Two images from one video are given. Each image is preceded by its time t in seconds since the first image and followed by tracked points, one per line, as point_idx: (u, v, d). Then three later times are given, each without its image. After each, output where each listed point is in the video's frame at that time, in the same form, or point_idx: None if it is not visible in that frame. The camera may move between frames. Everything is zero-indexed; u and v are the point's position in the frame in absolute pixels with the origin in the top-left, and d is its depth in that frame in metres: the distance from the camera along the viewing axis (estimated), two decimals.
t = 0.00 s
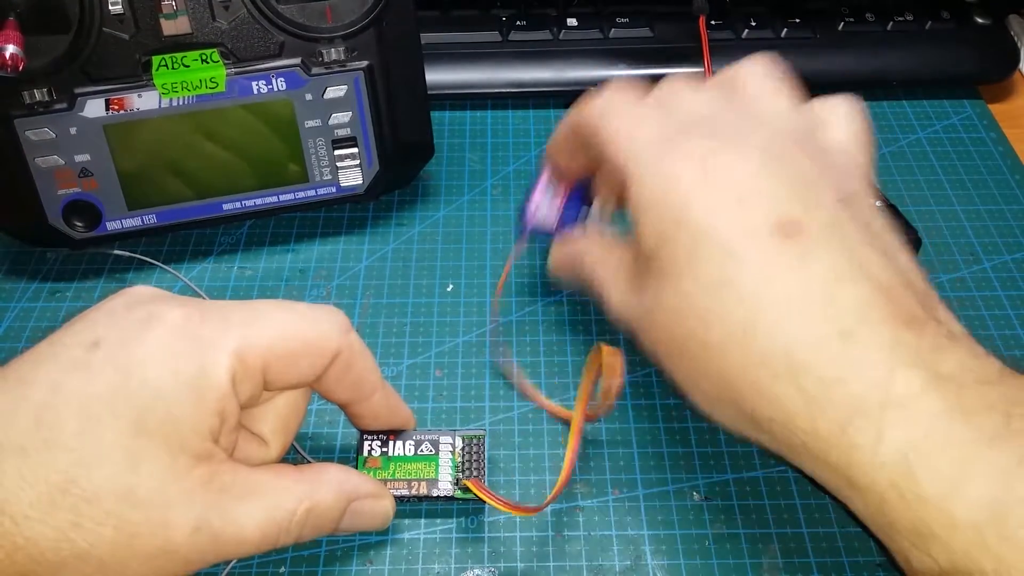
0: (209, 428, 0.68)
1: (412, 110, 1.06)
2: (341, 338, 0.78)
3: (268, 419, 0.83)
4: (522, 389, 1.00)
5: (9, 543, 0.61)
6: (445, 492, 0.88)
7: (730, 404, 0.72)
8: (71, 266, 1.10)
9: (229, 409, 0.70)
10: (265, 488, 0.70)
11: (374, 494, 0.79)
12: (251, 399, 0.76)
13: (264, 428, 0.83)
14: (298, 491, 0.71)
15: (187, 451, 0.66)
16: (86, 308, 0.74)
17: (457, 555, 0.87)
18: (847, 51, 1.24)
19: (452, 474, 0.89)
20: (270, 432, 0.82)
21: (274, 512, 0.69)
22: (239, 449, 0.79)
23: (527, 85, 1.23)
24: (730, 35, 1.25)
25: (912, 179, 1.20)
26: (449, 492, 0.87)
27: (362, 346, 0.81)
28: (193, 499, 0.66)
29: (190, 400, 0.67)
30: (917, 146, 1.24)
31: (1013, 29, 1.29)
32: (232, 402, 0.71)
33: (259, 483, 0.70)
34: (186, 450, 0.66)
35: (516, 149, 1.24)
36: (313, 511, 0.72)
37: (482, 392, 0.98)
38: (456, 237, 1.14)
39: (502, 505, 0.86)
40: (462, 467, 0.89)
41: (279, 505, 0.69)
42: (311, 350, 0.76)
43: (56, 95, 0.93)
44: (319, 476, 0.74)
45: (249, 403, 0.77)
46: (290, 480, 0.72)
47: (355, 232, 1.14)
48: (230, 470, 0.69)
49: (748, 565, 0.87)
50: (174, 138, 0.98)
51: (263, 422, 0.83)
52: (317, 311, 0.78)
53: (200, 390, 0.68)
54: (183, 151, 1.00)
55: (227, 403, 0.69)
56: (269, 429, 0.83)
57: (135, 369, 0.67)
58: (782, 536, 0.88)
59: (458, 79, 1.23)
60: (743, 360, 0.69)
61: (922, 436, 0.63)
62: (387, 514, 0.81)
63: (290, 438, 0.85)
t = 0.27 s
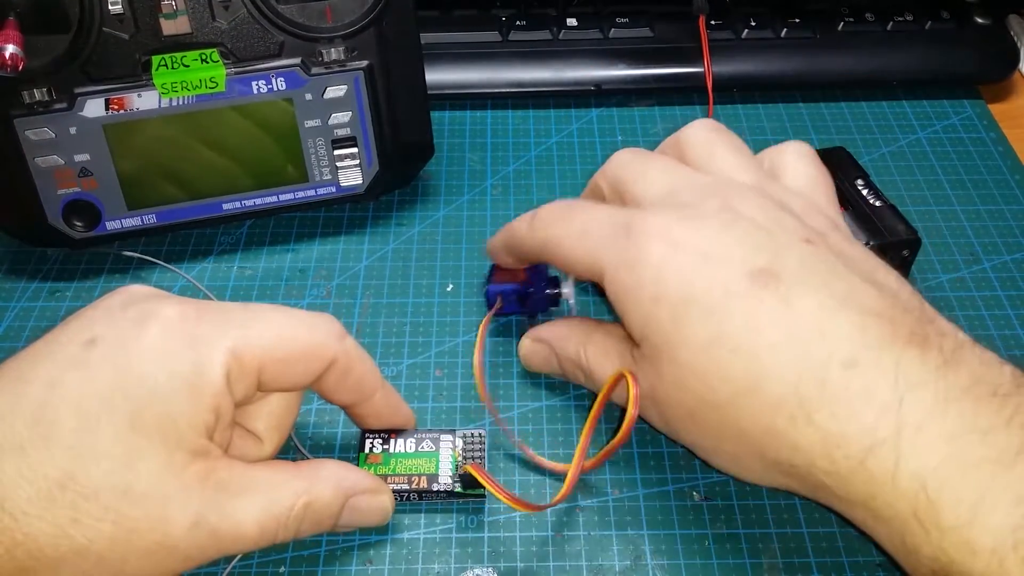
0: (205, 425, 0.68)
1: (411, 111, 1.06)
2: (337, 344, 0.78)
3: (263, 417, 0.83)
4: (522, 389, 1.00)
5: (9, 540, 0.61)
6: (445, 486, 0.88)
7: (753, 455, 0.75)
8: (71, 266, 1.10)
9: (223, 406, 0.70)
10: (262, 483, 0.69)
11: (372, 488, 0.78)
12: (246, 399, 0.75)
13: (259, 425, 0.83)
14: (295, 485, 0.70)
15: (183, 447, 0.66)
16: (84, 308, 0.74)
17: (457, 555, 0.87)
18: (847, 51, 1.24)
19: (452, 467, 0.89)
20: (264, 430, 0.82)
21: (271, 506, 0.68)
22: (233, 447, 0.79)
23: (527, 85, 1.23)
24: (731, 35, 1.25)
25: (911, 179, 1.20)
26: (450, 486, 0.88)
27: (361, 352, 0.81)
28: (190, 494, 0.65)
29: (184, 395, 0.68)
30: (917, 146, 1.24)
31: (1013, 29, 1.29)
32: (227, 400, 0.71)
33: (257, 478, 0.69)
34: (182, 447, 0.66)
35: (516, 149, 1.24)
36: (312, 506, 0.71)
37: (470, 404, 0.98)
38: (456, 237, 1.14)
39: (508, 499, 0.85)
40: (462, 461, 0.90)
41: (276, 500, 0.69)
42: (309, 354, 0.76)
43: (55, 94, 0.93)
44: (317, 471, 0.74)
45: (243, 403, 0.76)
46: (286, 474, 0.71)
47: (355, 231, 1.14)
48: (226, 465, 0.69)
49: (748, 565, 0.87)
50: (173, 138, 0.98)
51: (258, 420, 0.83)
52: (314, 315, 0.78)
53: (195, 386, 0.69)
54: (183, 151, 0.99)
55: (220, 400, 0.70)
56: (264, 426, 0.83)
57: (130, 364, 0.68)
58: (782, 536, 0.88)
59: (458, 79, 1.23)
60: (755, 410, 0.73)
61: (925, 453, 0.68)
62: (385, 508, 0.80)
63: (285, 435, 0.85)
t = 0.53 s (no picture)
0: (200, 419, 0.68)
1: (411, 111, 1.06)
2: (330, 340, 0.80)
3: (257, 410, 0.83)
4: (522, 389, 1.00)
5: (8, 537, 0.62)
6: (441, 471, 0.89)
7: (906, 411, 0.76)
8: (71, 266, 1.10)
9: (219, 401, 0.71)
10: (257, 473, 0.69)
11: (367, 477, 0.78)
12: (239, 393, 0.76)
13: (252, 419, 0.83)
14: (291, 475, 0.70)
15: (181, 443, 0.66)
16: (78, 308, 0.74)
17: (456, 555, 0.87)
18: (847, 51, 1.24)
19: (447, 454, 0.90)
20: (257, 422, 0.83)
21: (268, 497, 0.68)
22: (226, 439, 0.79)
23: (527, 85, 1.23)
24: (730, 36, 1.25)
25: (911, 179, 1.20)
26: (445, 471, 0.89)
27: (355, 346, 0.83)
28: (186, 488, 0.65)
29: (181, 391, 0.68)
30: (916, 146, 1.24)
31: (1013, 29, 1.29)
32: (222, 395, 0.71)
33: (253, 470, 0.69)
34: (179, 440, 0.66)
35: (516, 150, 1.24)
36: (309, 497, 0.71)
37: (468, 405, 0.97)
38: (456, 237, 1.14)
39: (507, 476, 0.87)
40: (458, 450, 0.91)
41: (272, 491, 0.69)
42: (302, 350, 0.77)
43: (56, 95, 0.93)
44: (312, 461, 0.74)
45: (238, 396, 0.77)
46: (281, 465, 0.71)
47: (355, 231, 1.14)
48: (223, 458, 0.69)
49: (748, 565, 0.86)
50: (172, 137, 0.98)
51: (251, 414, 0.83)
52: (307, 313, 0.80)
53: (190, 382, 0.69)
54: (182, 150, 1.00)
55: (215, 394, 0.70)
56: (257, 419, 0.83)
57: (126, 361, 0.68)
58: (783, 536, 0.88)
59: (458, 80, 1.23)
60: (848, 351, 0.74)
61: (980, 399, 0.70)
62: (381, 496, 0.80)
63: (279, 427, 0.85)
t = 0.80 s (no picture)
0: (212, 426, 0.68)
1: (411, 110, 1.06)
2: (341, 339, 0.79)
3: (269, 411, 0.83)
4: (522, 389, 1.00)
5: (24, 549, 0.62)
6: (452, 473, 0.88)
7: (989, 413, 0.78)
8: (71, 266, 1.10)
9: (231, 408, 0.71)
10: (271, 476, 0.70)
11: (380, 477, 0.78)
12: (250, 397, 0.75)
13: (264, 420, 0.83)
14: (304, 477, 0.71)
15: (194, 449, 0.67)
16: (84, 310, 0.74)
17: (457, 555, 0.87)
18: (847, 51, 1.24)
19: (459, 455, 0.90)
20: (269, 424, 0.82)
21: (283, 498, 0.69)
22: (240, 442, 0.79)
23: (527, 85, 1.23)
24: (730, 36, 1.25)
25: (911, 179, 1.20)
26: (457, 473, 0.88)
27: (365, 343, 0.82)
28: (201, 494, 0.66)
29: (193, 400, 0.68)
30: (916, 146, 1.24)
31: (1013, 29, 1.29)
32: (234, 400, 0.71)
33: (266, 472, 0.70)
34: (192, 448, 0.67)
35: (516, 150, 1.24)
36: (321, 497, 0.72)
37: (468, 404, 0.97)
38: (456, 237, 1.14)
39: (516, 486, 0.86)
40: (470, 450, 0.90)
41: (287, 492, 0.70)
42: (311, 347, 0.76)
43: (55, 95, 0.93)
44: (325, 461, 0.74)
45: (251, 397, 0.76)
46: (295, 466, 0.72)
47: (355, 231, 1.14)
48: (237, 463, 0.70)
49: (748, 565, 0.86)
50: (177, 139, 0.99)
51: (263, 415, 0.83)
52: (316, 312, 0.79)
53: (202, 392, 0.68)
54: (188, 153, 1.00)
55: (228, 402, 0.70)
56: (269, 420, 0.83)
57: (134, 369, 0.67)
58: (783, 536, 0.88)
59: (458, 80, 1.23)
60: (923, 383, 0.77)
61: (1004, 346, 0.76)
62: (394, 496, 0.80)
63: (291, 427, 0.85)
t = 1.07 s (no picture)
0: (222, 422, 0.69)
1: (411, 110, 1.06)
2: (346, 317, 0.78)
3: (279, 409, 0.83)
4: (522, 389, 1.00)
5: (32, 547, 0.62)
6: (457, 472, 0.89)
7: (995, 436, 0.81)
8: (71, 266, 1.10)
9: (239, 403, 0.71)
10: (278, 474, 0.70)
11: (385, 476, 0.79)
12: (260, 389, 0.76)
13: (274, 417, 0.83)
14: (310, 475, 0.71)
15: (202, 448, 0.67)
16: (91, 312, 0.74)
17: (457, 555, 0.87)
18: (847, 51, 1.24)
19: (464, 454, 0.90)
20: (279, 422, 0.82)
21: (291, 496, 0.69)
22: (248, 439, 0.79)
23: (527, 85, 1.23)
24: (730, 35, 1.25)
25: (911, 179, 1.20)
26: (461, 473, 0.89)
27: (373, 323, 0.81)
28: (211, 493, 0.66)
29: (202, 396, 0.68)
30: (917, 146, 1.24)
31: (1014, 29, 1.29)
32: (241, 396, 0.71)
33: (276, 471, 0.70)
34: (202, 447, 0.67)
35: (516, 150, 1.24)
36: (327, 495, 0.72)
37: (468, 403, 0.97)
38: (456, 237, 1.14)
39: (512, 506, 0.85)
40: (474, 450, 0.90)
41: (294, 491, 0.69)
42: (318, 332, 0.76)
43: (55, 94, 0.93)
44: (331, 459, 0.74)
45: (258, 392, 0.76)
46: (301, 463, 0.72)
47: (355, 231, 1.14)
48: (246, 458, 0.70)
49: (748, 565, 0.86)
50: (179, 138, 0.99)
51: (273, 413, 0.83)
52: (321, 293, 0.78)
53: (209, 388, 0.69)
54: (189, 152, 1.00)
55: (235, 397, 0.70)
56: (279, 417, 0.83)
57: (142, 367, 0.68)
58: (783, 536, 0.88)
59: (458, 80, 1.23)
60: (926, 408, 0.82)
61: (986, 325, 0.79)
62: (399, 496, 0.80)
63: (302, 424, 0.85)
